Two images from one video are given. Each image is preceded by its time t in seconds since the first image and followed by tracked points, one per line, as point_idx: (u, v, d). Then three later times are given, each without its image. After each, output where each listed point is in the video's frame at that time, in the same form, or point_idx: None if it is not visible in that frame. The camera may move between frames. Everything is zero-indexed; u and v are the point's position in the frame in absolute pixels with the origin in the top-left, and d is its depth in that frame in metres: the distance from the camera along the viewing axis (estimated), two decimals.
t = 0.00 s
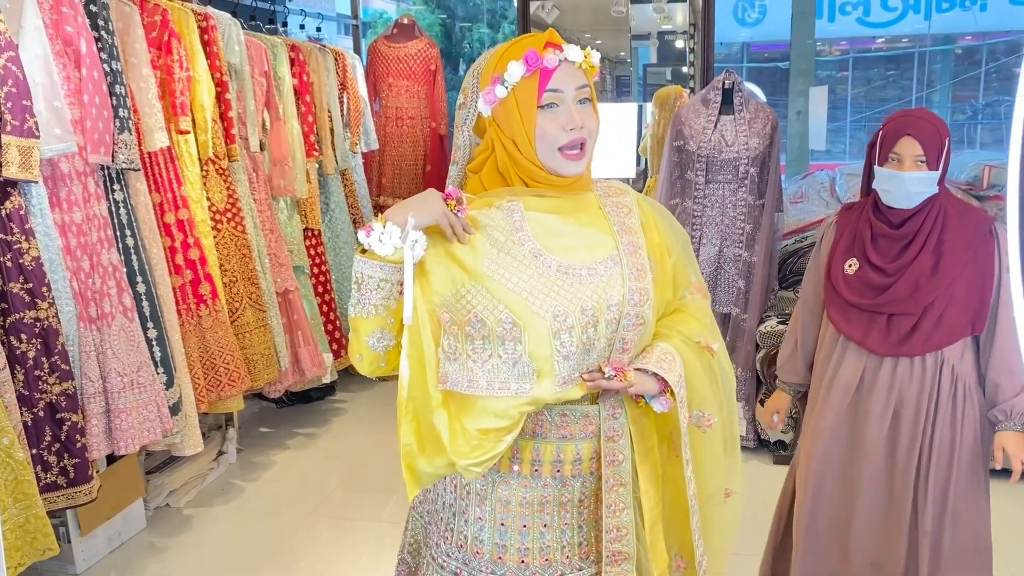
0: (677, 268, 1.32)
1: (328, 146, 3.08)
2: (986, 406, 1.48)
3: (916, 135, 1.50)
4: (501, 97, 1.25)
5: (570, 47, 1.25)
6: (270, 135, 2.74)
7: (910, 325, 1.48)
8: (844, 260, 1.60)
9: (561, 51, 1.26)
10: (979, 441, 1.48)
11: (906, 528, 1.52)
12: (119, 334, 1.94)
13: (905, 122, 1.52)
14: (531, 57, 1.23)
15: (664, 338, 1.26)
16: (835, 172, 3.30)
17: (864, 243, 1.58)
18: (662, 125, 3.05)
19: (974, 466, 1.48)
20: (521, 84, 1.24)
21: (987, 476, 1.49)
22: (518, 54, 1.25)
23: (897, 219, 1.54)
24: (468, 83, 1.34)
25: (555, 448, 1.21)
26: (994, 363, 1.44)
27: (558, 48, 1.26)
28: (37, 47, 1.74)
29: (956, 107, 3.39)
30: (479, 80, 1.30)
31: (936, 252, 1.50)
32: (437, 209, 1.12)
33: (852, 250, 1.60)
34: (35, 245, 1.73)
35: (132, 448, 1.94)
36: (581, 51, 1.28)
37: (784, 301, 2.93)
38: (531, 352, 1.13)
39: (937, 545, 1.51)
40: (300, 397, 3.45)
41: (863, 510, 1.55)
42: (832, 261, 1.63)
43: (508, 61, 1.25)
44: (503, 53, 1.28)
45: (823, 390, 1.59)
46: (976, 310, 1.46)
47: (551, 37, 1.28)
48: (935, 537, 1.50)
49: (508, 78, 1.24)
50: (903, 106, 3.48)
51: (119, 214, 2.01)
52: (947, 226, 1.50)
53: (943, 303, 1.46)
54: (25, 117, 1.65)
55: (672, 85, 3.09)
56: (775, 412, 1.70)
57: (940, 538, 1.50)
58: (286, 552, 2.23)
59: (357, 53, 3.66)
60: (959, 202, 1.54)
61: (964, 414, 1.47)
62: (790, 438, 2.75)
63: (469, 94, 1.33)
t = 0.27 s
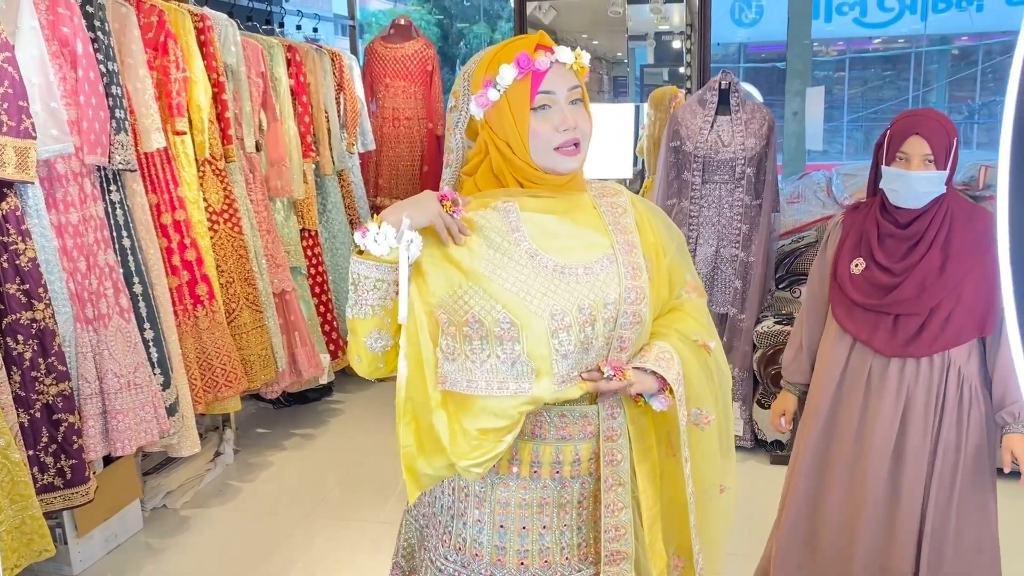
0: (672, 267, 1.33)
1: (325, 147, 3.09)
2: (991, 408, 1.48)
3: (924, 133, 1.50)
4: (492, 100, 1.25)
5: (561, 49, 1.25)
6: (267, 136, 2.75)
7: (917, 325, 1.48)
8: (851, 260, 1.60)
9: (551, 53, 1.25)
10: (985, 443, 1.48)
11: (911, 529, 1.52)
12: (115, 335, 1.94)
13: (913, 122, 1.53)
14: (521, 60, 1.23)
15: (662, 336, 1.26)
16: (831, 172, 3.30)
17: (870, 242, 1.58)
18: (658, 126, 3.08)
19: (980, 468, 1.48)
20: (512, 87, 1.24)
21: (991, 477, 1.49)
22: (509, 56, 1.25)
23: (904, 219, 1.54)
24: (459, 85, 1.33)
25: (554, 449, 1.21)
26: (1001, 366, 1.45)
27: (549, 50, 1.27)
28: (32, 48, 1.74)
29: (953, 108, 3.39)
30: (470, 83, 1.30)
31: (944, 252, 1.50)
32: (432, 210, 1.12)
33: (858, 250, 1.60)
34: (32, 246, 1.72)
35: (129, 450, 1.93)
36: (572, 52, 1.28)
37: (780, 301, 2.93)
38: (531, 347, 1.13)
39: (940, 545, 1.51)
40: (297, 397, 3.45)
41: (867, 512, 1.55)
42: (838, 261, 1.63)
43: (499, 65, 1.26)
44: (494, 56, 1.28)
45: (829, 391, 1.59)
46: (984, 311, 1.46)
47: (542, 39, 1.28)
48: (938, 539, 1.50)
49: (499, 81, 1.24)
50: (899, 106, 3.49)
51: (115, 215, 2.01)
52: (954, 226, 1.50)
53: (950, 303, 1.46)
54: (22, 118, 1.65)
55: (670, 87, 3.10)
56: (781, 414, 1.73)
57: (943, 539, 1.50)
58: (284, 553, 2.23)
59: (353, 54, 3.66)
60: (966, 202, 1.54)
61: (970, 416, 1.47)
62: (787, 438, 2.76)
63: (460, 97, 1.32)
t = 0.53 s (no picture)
0: (669, 270, 1.33)
1: (323, 147, 3.10)
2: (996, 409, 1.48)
3: (930, 133, 1.51)
4: (492, 92, 1.28)
5: (561, 45, 1.28)
6: (265, 137, 2.75)
7: (921, 325, 1.48)
8: (854, 260, 1.61)
9: (551, 49, 1.28)
10: (989, 443, 1.49)
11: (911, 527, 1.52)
12: (114, 337, 1.94)
13: (919, 121, 1.53)
14: (521, 53, 1.26)
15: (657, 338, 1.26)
16: (829, 173, 3.31)
17: (874, 242, 1.58)
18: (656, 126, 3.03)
19: (982, 467, 1.49)
20: (511, 79, 1.27)
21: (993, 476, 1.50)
22: (511, 51, 1.28)
23: (909, 220, 1.55)
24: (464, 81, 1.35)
25: (544, 445, 1.22)
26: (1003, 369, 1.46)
27: (551, 46, 1.29)
28: (31, 50, 1.74)
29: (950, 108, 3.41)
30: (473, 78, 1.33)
31: (948, 254, 1.51)
32: (433, 190, 1.15)
33: (862, 250, 1.61)
34: (29, 247, 1.72)
35: (127, 451, 1.93)
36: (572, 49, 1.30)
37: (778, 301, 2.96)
38: (524, 346, 1.14)
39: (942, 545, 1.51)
40: (295, 398, 3.45)
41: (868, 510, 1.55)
42: (842, 260, 1.63)
43: (500, 59, 1.29)
44: (497, 52, 1.31)
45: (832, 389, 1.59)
46: (988, 313, 1.47)
47: (544, 36, 1.31)
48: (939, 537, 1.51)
49: (499, 74, 1.27)
50: (897, 106, 3.50)
51: (113, 216, 2.01)
52: (959, 228, 1.51)
53: (954, 304, 1.47)
54: (19, 119, 1.65)
55: (666, 86, 3.10)
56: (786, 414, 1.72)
57: (945, 538, 1.51)
58: (283, 554, 2.23)
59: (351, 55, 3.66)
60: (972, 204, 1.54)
61: (974, 415, 1.47)
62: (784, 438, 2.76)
63: (466, 91, 1.33)
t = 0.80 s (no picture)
0: (659, 266, 1.32)
1: (322, 148, 3.11)
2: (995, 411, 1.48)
3: (928, 133, 1.51)
4: (481, 93, 1.28)
5: (547, 45, 1.28)
6: (263, 137, 2.74)
7: (919, 327, 1.49)
8: (853, 260, 1.61)
9: (538, 49, 1.28)
10: (987, 445, 1.49)
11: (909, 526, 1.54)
12: (112, 337, 1.94)
13: (920, 122, 1.53)
14: (508, 54, 1.25)
15: (653, 338, 1.26)
16: (828, 173, 3.32)
17: (874, 242, 1.58)
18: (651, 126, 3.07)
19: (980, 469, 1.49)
20: (500, 80, 1.27)
21: (992, 477, 1.50)
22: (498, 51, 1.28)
23: (909, 220, 1.54)
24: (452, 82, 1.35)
25: (537, 438, 1.23)
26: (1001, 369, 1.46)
27: (537, 46, 1.29)
28: (29, 50, 1.74)
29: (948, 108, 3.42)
30: (462, 78, 1.33)
31: (947, 255, 1.51)
32: (430, 189, 1.14)
33: (861, 250, 1.61)
34: (27, 248, 1.72)
35: (126, 451, 1.93)
36: (558, 49, 1.30)
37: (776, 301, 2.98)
38: (517, 340, 1.15)
39: (939, 545, 1.51)
40: (294, 399, 3.44)
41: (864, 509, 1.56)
42: (841, 260, 1.63)
43: (488, 60, 1.29)
44: (485, 54, 1.31)
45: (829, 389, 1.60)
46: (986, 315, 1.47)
47: (530, 37, 1.30)
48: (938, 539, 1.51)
49: (487, 74, 1.27)
50: (895, 107, 3.51)
51: (111, 217, 2.01)
52: (958, 229, 1.51)
53: (952, 306, 1.47)
54: (18, 120, 1.65)
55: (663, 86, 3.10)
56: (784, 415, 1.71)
57: (942, 538, 1.51)
58: (282, 555, 2.23)
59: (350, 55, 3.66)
60: (970, 205, 1.54)
61: (971, 417, 1.47)
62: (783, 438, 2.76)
63: (454, 91, 1.34)
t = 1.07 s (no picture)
0: (646, 257, 1.33)
1: (321, 148, 3.11)
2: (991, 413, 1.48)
3: (923, 134, 1.50)
4: (465, 95, 1.29)
5: (527, 46, 1.28)
6: (263, 137, 2.74)
7: (914, 327, 1.48)
8: (850, 260, 1.61)
9: (519, 50, 1.28)
10: (983, 447, 1.48)
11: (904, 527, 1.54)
12: (112, 337, 1.94)
13: (915, 123, 1.52)
14: (490, 56, 1.26)
15: (641, 321, 1.26)
16: (827, 173, 3.32)
17: (871, 243, 1.58)
18: (644, 127, 3.07)
19: (975, 471, 1.49)
20: (483, 82, 1.28)
21: (988, 479, 1.50)
22: (480, 53, 1.28)
23: (905, 220, 1.53)
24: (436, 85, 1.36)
25: (530, 426, 1.24)
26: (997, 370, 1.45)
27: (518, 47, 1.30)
28: (28, 50, 1.74)
29: (947, 108, 3.42)
30: (445, 80, 1.33)
31: (944, 255, 1.49)
32: (428, 187, 1.15)
33: (859, 250, 1.60)
34: (27, 249, 1.72)
35: (126, 452, 1.93)
36: (539, 49, 1.31)
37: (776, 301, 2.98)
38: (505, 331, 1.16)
39: (937, 547, 1.51)
40: (293, 399, 3.44)
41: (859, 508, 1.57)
42: (839, 260, 1.64)
43: (471, 62, 1.29)
44: (468, 56, 1.32)
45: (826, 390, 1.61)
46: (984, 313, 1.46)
47: (512, 37, 1.31)
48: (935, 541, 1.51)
49: (471, 76, 1.27)
50: (894, 107, 3.52)
51: (110, 217, 2.01)
52: (955, 229, 1.49)
53: (948, 306, 1.46)
54: (16, 120, 1.65)
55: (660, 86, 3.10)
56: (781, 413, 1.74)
57: (939, 540, 1.51)
58: (282, 555, 2.23)
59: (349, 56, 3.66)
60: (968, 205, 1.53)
61: (968, 419, 1.47)
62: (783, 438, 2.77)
63: (439, 93, 1.34)
